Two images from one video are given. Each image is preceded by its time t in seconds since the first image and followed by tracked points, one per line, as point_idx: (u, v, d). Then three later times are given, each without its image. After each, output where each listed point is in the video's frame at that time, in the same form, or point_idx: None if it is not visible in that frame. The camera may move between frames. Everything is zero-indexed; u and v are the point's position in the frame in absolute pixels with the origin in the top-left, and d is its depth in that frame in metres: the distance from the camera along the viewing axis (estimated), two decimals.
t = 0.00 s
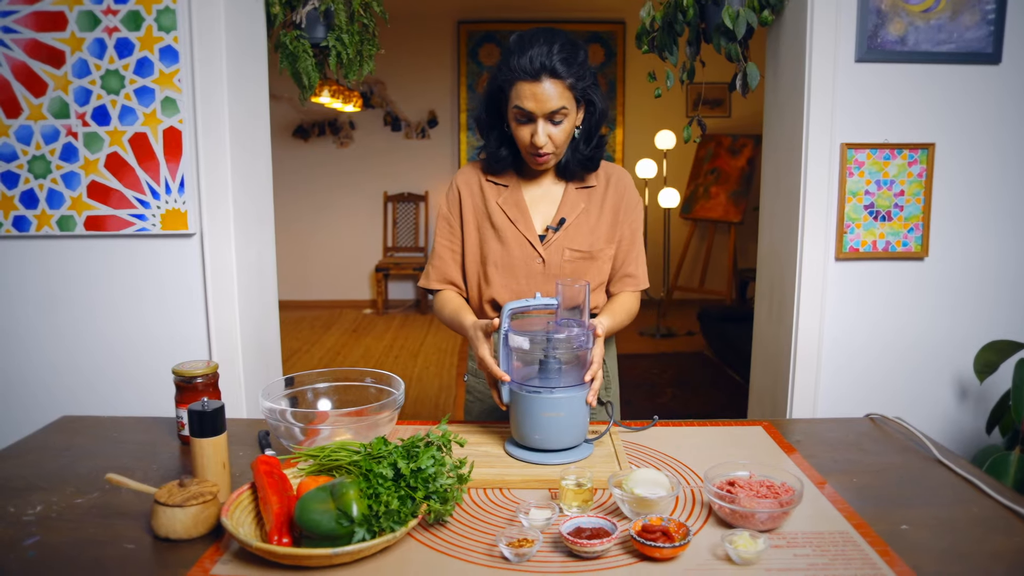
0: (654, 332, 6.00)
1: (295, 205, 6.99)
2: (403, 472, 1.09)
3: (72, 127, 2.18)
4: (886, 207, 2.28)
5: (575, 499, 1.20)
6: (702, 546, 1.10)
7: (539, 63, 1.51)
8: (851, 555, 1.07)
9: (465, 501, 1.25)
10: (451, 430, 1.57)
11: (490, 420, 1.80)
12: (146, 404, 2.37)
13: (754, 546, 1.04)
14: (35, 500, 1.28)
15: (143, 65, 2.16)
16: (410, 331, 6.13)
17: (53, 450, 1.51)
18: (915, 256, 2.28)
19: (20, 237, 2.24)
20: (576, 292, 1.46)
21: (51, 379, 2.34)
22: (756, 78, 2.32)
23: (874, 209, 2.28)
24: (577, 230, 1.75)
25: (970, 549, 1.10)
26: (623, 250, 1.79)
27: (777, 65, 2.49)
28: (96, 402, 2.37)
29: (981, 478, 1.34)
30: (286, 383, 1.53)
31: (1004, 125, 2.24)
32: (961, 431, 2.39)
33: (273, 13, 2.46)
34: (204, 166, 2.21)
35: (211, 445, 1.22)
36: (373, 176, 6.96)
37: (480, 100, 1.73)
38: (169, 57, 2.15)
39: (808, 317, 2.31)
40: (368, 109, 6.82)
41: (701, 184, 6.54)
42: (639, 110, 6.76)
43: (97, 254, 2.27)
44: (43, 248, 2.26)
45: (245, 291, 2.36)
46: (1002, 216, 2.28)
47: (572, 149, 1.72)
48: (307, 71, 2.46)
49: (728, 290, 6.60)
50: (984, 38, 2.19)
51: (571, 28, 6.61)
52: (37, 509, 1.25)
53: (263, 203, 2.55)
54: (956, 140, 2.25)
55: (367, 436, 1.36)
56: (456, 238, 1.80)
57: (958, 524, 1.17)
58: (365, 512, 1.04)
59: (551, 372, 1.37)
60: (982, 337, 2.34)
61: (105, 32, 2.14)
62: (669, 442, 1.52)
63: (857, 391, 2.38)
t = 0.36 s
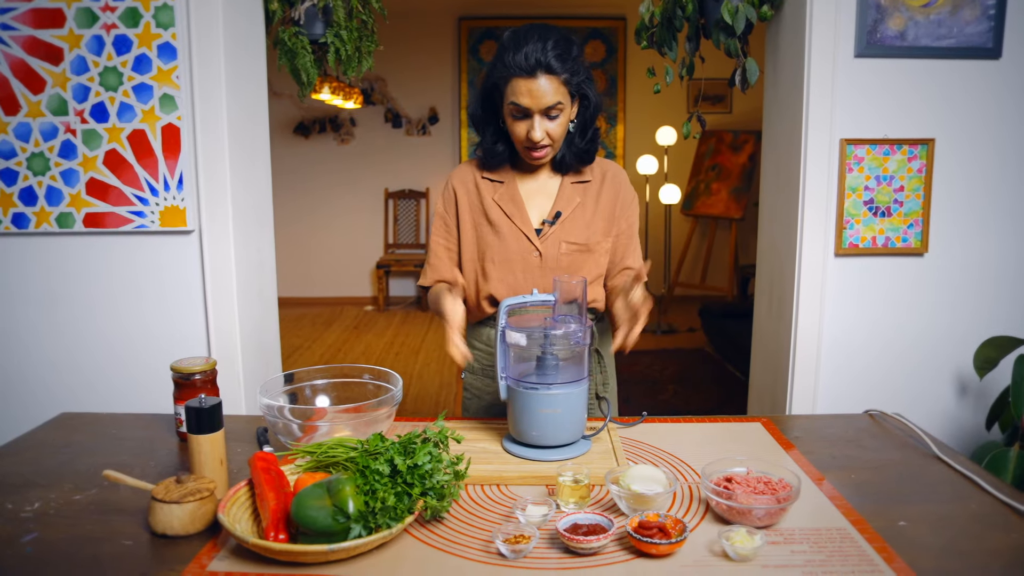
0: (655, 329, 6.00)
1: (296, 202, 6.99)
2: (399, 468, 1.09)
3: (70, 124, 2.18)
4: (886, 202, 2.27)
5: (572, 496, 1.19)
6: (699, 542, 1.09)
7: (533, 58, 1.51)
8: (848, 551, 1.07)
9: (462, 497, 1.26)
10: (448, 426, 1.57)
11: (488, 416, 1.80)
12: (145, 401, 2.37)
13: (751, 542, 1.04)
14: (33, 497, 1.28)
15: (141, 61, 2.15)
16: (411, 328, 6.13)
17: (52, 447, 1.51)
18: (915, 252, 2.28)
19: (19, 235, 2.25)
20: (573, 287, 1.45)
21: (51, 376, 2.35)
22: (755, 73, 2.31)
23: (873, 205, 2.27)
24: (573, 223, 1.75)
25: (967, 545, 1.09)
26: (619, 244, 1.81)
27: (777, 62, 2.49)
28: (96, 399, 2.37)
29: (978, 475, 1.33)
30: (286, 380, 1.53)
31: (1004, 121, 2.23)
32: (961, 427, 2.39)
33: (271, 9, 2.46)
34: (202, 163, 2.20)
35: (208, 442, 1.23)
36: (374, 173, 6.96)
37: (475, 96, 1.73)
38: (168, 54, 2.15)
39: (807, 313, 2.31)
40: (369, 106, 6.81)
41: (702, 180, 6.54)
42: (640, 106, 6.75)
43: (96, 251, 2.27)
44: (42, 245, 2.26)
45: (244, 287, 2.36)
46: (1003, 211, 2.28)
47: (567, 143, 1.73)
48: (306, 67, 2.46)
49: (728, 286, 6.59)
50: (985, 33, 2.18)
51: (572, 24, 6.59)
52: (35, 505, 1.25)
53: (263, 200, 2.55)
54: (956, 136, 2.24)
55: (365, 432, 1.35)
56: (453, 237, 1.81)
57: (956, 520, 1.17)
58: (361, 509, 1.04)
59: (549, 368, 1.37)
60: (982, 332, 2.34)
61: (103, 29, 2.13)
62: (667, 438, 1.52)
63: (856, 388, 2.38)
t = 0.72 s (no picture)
0: (657, 328, 5.99)
1: (298, 201, 6.99)
2: (395, 468, 1.09)
3: (70, 122, 2.17)
4: (887, 201, 2.26)
5: (570, 496, 1.19)
6: (697, 544, 1.09)
7: (528, 38, 1.60)
8: (847, 553, 1.06)
9: (459, 497, 1.25)
10: (446, 426, 1.57)
11: (488, 416, 1.80)
12: (145, 400, 2.37)
13: (749, 544, 1.04)
14: (30, 496, 1.28)
15: (141, 60, 2.15)
16: (412, 326, 6.13)
17: (50, 445, 1.51)
18: (916, 252, 2.27)
19: (19, 234, 2.24)
20: (570, 286, 1.44)
21: (51, 375, 2.35)
22: (755, 72, 2.30)
23: (875, 204, 2.26)
24: (569, 218, 1.75)
25: (967, 547, 1.09)
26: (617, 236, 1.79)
27: (778, 61, 2.48)
28: (95, 398, 2.37)
29: (979, 475, 1.33)
30: (285, 378, 1.53)
31: (1007, 120, 2.22)
32: (963, 427, 2.38)
33: (271, 8, 2.45)
34: (201, 162, 2.20)
35: (206, 441, 1.22)
36: (376, 173, 6.96)
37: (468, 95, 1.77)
38: (167, 53, 2.15)
39: (808, 313, 2.30)
40: (370, 105, 6.81)
41: (704, 179, 6.52)
42: (641, 105, 6.74)
43: (96, 250, 2.27)
44: (42, 244, 2.26)
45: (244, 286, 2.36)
46: (1005, 210, 2.27)
47: (559, 135, 1.76)
48: (305, 66, 2.45)
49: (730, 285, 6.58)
50: (986, 32, 2.17)
51: (574, 23, 6.58)
52: (32, 504, 1.25)
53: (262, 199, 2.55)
54: (957, 135, 2.23)
55: (363, 432, 1.35)
56: (451, 239, 1.81)
57: (956, 522, 1.17)
58: (358, 509, 1.03)
59: (548, 368, 1.36)
60: (983, 332, 2.33)
61: (103, 28, 2.13)
62: (665, 438, 1.51)
63: (857, 387, 2.37)
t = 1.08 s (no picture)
0: (659, 328, 5.98)
1: (300, 201, 6.99)
2: (393, 469, 1.08)
3: (71, 121, 2.17)
4: (889, 202, 2.25)
5: (569, 498, 1.18)
6: (696, 546, 1.08)
7: (538, 34, 1.63)
8: (848, 556, 1.05)
9: (458, 499, 1.25)
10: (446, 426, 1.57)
11: (489, 417, 1.80)
12: (145, 400, 2.37)
13: (748, 547, 1.03)
14: (28, 496, 1.27)
15: (141, 60, 2.15)
16: (414, 326, 6.13)
17: (49, 445, 1.51)
18: (919, 252, 2.26)
19: (19, 233, 2.25)
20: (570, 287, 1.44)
21: (52, 374, 2.35)
22: (757, 72, 2.30)
23: (877, 204, 2.25)
24: (569, 217, 1.75)
25: (968, 550, 1.08)
26: (615, 235, 1.79)
27: (780, 61, 2.47)
28: (95, 397, 2.37)
29: (980, 478, 1.32)
30: (285, 378, 1.53)
31: (1010, 120, 2.21)
32: (965, 429, 2.37)
33: (272, 8, 2.45)
34: (202, 161, 2.20)
35: (203, 441, 1.22)
36: (378, 172, 6.96)
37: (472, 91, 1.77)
38: (168, 52, 2.15)
39: (810, 314, 2.29)
40: (373, 105, 6.81)
41: (707, 179, 6.51)
42: (644, 105, 6.72)
43: (97, 249, 2.27)
44: (42, 243, 2.26)
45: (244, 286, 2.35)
46: (1008, 210, 2.25)
47: (563, 137, 1.77)
48: (306, 66, 2.45)
49: (733, 286, 6.56)
50: (989, 32, 2.16)
51: (576, 23, 6.57)
52: (30, 504, 1.25)
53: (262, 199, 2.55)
54: (960, 135, 2.22)
55: (362, 432, 1.34)
56: (452, 238, 1.81)
57: (957, 525, 1.16)
58: (355, 510, 1.03)
59: (548, 368, 1.35)
60: (986, 332, 2.32)
61: (104, 27, 2.13)
62: (665, 439, 1.50)
63: (859, 388, 2.36)
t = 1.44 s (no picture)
0: (662, 330, 5.97)
1: (303, 202, 7.00)
2: (392, 473, 1.08)
3: (72, 123, 2.17)
4: (892, 204, 2.24)
5: (568, 501, 1.18)
6: (695, 551, 1.07)
7: (537, 44, 1.59)
8: (849, 561, 1.04)
9: (457, 502, 1.24)
10: (446, 429, 1.56)
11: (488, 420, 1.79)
12: (145, 401, 2.37)
13: (749, 551, 1.02)
14: (26, 498, 1.27)
15: (142, 61, 2.15)
16: (416, 328, 6.12)
17: (48, 447, 1.51)
18: (921, 254, 2.25)
19: (20, 234, 2.25)
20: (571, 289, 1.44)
21: (52, 375, 2.35)
22: (759, 73, 2.29)
23: (879, 207, 2.24)
24: (571, 220, 1.74)
25: (971, 556, 1.07)
26: (618, 239, 1.78)
27: (782, 62, 2.46)
28: (96, 399, 2.37)
29: (983, 482, 1.31)
30: (285, 380, 1.52)
31: (1013, 122, 2.20)
32: (968, 432, 2.36)
33: (273, 10, 2.45)
34: (202, 162, 2.20)
35: (202, 444, 1.21)
36: (381, 174, 6.96)
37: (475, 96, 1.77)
38: (169, 54, 2.14)
39: (811, 316, 2.28)
40: (376, 106, 6.81)
41: (709, 181, 6.50)
42: (647, 106, 6.71)
43: (98, 250, 2.27)
44: (44, 244, 2.26)
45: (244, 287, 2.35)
46: (1012, 213, 2.24)
47: (567, 141, 1.75)
48: (308, 67, 2.45)
49: (736, 287, 6.55)
50: (992, 33, 2.15)
51: (579, 24, 6.56)
52: (28, 506, 1.24)
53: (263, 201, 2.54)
54: (963, 136, 2.21)
55: (362, 435, 1.34)
56: (454, 239, 1.81)
57: (960, 530, 1.15)
58: (353, 514, 1.02)
59: (548, 371, 1.34)
60: (989, 335, 2.30)
61: (105, 29, 2.13)
62: (666, 443, 1.50)
63: (861, 390, 2.35)
